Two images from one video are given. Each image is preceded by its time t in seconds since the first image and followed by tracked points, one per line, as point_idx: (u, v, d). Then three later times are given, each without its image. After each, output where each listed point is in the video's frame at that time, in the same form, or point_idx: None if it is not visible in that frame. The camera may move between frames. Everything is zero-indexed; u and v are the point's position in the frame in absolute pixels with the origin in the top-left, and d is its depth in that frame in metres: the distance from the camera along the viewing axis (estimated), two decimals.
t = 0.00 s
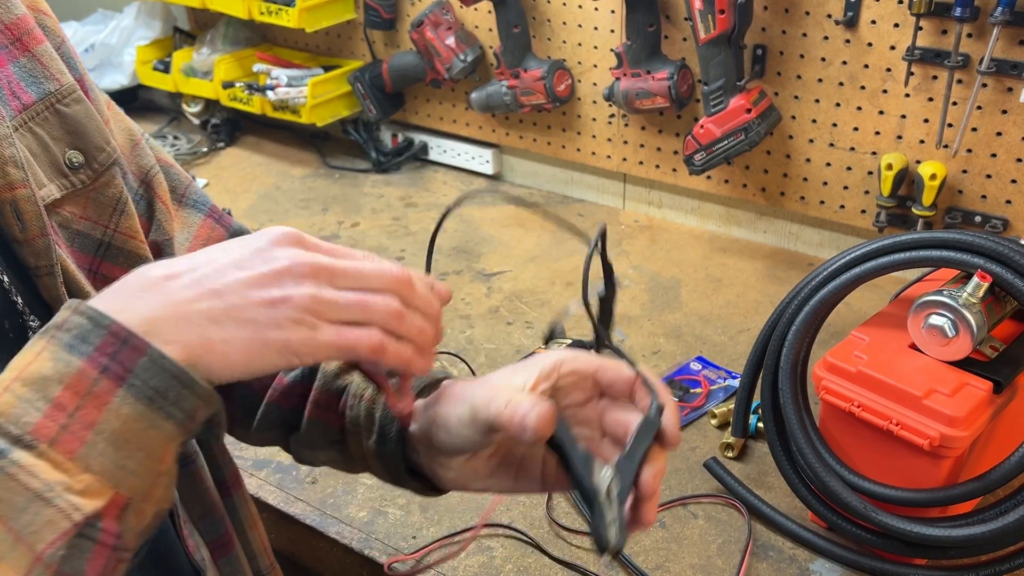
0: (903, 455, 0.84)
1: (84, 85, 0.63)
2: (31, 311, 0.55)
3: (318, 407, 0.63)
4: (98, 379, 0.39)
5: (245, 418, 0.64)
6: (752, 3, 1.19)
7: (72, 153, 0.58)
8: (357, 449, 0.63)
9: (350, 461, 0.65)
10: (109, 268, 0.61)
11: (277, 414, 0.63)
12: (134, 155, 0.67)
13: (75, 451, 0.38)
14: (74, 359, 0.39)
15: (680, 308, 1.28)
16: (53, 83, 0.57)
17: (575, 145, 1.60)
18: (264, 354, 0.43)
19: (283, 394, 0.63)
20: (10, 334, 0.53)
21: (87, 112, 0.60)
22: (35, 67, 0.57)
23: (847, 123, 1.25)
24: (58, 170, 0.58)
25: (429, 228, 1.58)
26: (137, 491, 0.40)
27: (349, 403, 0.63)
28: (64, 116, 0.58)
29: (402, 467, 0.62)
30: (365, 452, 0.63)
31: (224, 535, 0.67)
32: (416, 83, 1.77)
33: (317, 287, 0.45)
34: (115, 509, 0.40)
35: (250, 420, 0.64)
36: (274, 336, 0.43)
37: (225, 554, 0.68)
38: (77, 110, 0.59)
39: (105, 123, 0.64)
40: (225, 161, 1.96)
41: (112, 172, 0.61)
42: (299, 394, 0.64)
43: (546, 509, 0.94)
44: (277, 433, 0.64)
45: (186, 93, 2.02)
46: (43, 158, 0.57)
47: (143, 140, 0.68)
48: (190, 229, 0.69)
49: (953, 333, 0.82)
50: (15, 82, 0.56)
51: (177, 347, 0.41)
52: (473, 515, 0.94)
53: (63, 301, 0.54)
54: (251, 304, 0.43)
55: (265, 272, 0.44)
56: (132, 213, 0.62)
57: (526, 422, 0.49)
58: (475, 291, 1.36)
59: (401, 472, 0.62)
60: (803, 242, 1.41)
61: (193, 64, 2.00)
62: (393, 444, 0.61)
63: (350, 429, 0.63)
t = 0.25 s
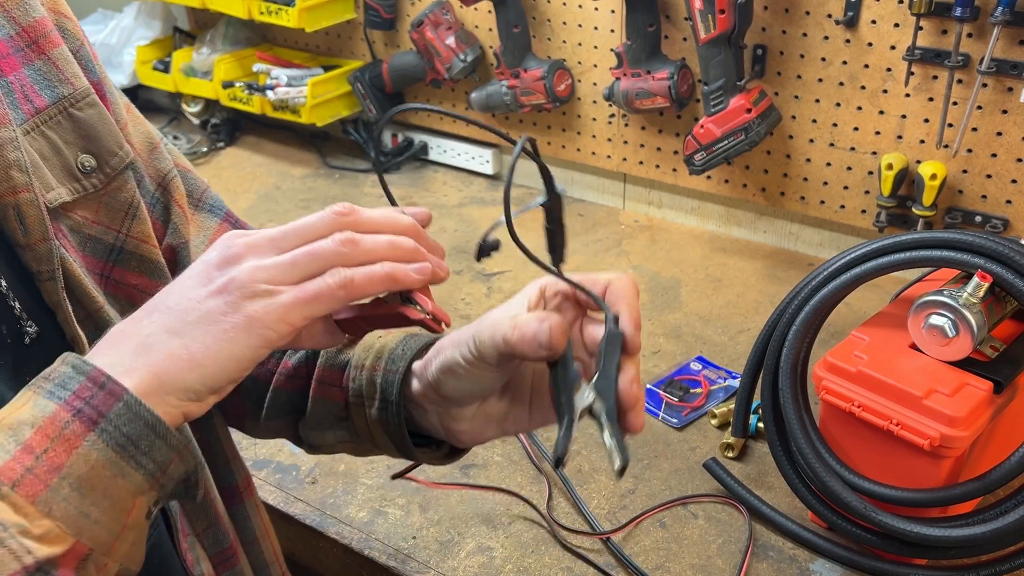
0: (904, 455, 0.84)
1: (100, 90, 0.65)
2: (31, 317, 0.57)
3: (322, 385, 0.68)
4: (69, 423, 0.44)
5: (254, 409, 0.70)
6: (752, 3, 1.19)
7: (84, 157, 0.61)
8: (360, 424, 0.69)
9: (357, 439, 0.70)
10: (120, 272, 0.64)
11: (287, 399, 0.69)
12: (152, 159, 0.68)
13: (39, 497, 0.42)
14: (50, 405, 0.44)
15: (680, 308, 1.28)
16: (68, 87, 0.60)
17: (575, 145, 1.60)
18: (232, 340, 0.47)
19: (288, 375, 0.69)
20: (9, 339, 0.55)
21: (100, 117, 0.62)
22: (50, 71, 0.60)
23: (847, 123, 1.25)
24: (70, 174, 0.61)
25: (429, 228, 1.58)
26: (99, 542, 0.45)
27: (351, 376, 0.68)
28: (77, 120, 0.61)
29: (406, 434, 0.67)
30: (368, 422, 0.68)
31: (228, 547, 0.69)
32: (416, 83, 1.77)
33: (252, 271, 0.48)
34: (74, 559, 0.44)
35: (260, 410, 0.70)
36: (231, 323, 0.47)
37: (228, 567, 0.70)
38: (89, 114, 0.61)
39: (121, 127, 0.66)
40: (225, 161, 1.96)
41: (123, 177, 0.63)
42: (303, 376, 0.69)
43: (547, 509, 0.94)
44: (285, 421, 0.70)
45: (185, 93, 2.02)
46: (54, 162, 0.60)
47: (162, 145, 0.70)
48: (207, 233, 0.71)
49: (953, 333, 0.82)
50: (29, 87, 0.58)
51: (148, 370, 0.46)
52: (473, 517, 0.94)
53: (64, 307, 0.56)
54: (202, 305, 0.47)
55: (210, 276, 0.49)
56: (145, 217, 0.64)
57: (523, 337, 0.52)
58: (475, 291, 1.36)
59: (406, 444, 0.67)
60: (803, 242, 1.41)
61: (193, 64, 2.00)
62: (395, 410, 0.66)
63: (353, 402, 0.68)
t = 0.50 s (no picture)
0: (904, 455, 0.84)
1: (106, 91, 0.66)
2: (31, 318, 0.57)
3: (328, 376, 0.69)
4: (52, 396, 0.45)
5: (265, 404, 0.73)
6: (752, 3, 1.19)
7: (88, 158, 0.62)
8: (369, 413, 0.70)
9: (369, 427, 0.72)
10: (124, 272, 0.65)
11: (298, 393, 0.71)
12: (159, 159, 0.69)
13: (14, 469, 0.43)
14: (35, 380, 0.46)
15: (680, 308, 1.28)
16: (73, 88, 0.61)
17: (575, 145, 1.59)
18: (224, 296, 0.47)
19: (297, 370, 0.70)
20: (8, 339, 0.55)
21: (105, 118, 0.63)
22: (55, 72, 0.61)
23: (847, 123, 1.25)
24: (75, 174, 0.62)
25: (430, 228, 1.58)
26: (80, 526, 0.46)
27: (356, 365, 0.68)
28: (81, 121, 0.62)
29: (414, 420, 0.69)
30: (376, 409, 0.69)
31: (229, 552, 0.69)
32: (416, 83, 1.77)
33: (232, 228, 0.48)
34: (53, 543, 0.45)
35: (271, 405, 0.72)
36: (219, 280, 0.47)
37: (229, 570, 0.70)
38: (94, 114, 0.62)
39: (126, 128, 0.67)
40: (225, 161, 1.96)
41: (127, 177, 0.64)
42: (310, 369, 0.70)
43: (547, 509, 0.94)
44: (300, 414, 0.72)
45: (185, 93, 2.02)
46: (59, 163, 0.61)
47: (168, 145, 0.70)
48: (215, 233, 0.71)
49: (954, 333, 0.82)
50: (35, 87, 0.59)
51: (140, 341, 0.47)
52: (473, 517, 0.94)
53: (66, 306, 0.56)
54: (189, 268, 0.48)
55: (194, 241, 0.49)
56: (149, 216, 0.66)
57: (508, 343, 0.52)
58: (475, 291, 1.36)
59: (413, 428, 0.69)
60: (803, 242, 1.41)
61: (193, 64, 2.00)
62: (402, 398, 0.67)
63: (360, 392, 0.69)
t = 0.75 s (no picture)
0: (904, 455, 0.84)
1: (107, 90, 0.66)
2: (37, 315, 0.57)
3: (327, 372, 0.70)
4: (63, 384, 0.46)
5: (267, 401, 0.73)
6: (752, 3, 1.19)
7: (90, 157, 0.62)
8: (368, 409, 0.70)
9: (368, 423, 0.72)
10: (127, 270, 0.65)
11: (297, 389, 0.72)
12: (160, 158, 0.70)
13: (27, 458, 0.43)
14: (47, 369, 0.46)
15: (680, 308, 1.28)
16: (74, 88, 0.61)
17: (575, 145, 1.57)
18: (242, 289, 0.49)
19: (295, 367, 0.70)
20: (16, 336, 0.55)
21: (106, 117, 0.63)
22: (56, 72, 0.61)
23: (847, 123, 1.25)
24: (77, 173, 0.62)
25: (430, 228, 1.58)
26: (94, 516, 0.45)
27: (354, 360, 0.69)
28: (83, 121, 0.62)
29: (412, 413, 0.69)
30: (374, 405, 0.69)
31: (232, 550, 0.70)
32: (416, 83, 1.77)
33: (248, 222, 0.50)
34: (67, 533, 0.45)
35: (272, 401, 0.73)
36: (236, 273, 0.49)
37: (232, 569, 0.71)
38: (95, 114, 0.62)
39: (127, 128, 0.67)
40: (225, 161, 1.96)
41: (129, 176, 0.64)
42: (309, 366, 0.71)
43: (547, 509, 0.94)
44: (301, 412, 0.73)
45: (185, 92, 2.02)
46: (60, 162, 0.61)
47: (168, 144, 0.71)
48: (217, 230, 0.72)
49: (954, 333, 0.82)
50: (36, 87, 0.59)
51: (154, 330, 0.48)
52: (473, 517, 0.94)
53: (72, 302, 0.57)
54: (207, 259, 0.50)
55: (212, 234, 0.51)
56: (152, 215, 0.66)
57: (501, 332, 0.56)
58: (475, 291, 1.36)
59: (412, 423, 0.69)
60: (803, 241, 1.41)
61: (193, 64, 2.00)
62: (399, 393, 0.67)
63: (359, 388, 0.69)
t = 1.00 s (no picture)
0: (904, 455, 0.84)
1: (108, 90, 0.66)
2: (37, 318, 0.57)
3: (333, 377, 0.70)
4: (90, 407, 0.45)
5: (269, 405, 0.73)
6: (752, 3, 1.19)
7: (90, 158, 0.62)
8: (374, 414, 0.70)
9: (373, 427, 0.72)
10: (128, 272, 0.65)
11: (300, 393, 0.71)
12: (161, 158, 0.70)
13: (52, 484, 0.43)
14: (74, 391, 0.45)
15: (680, 308, 1.28)
16: (74, 88, 0.61)
17: (575, 145, 1.59)
18: (270, 308, 0.49)
19: (300, 370, 0.71)
20: (15, 340, 0.55)
21: (106, 118, 0.63)
22: (57, 72, 0.61)
23: (847, 122, 1.25)
24: (77, 175, 0.62)
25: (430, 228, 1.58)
26: (116, 542, 0.45)
27: (360, 366, 0.69)
28: (83, 122, 0.62)
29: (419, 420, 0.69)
30: (380, 411, 0.69)
31: (233, 551, 0.70)
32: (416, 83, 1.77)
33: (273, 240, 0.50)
34: (89, 558, 0.45)
35: (276, 405, 0.72)
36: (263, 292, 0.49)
37: (233, 570, 0.70)
38: (96, 115, 0.62)
39: (129, 128, 0.67)
40: (225, 161, 1.96)
41: (130, 177, 0.64)
42: (313, 370, 0.71)
43: (547, 509, 0.94)
44: (303, 415, 0.73)
45: (185, 93, 2.02)
46: (60, 164, 0.61)
47: (170, 144, 0.71)
48: (220, 229, 0.72)
49: (954, 333, 0.82)
50: (36, 88, 0.59)
51: (183, 353, 0.48)
52: (473, 517, 0.94)
53: (72, 306, 0.56)
54: (233, 278, 0.50)
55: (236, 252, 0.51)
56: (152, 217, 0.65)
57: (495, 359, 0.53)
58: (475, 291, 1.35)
59: (418, 427, 0.69)
60: (803, 242, 1.41)
61: (193, 64, 2.00)
62: (406, 399, 0.67)
63: (364, 393, 0.69)
